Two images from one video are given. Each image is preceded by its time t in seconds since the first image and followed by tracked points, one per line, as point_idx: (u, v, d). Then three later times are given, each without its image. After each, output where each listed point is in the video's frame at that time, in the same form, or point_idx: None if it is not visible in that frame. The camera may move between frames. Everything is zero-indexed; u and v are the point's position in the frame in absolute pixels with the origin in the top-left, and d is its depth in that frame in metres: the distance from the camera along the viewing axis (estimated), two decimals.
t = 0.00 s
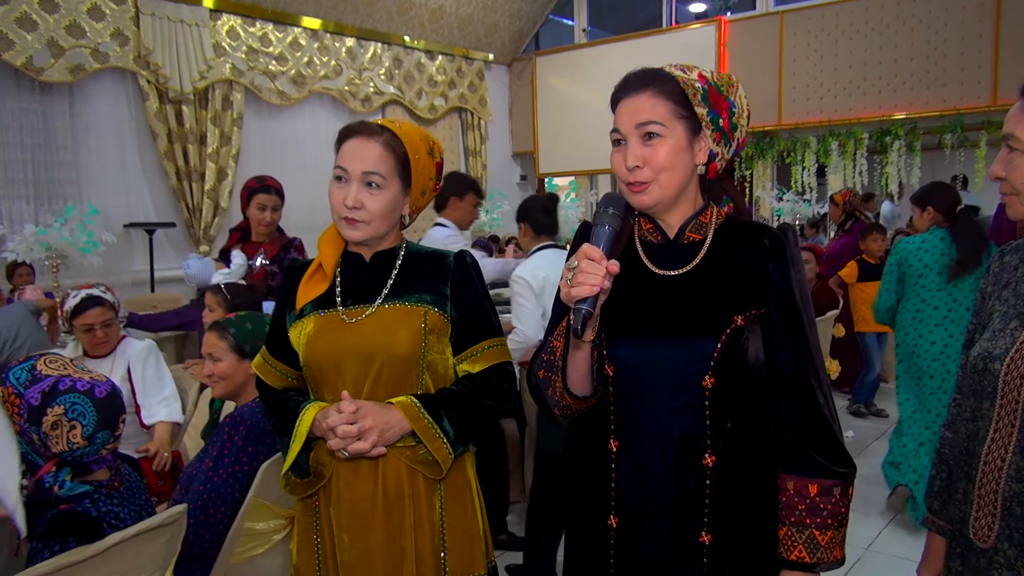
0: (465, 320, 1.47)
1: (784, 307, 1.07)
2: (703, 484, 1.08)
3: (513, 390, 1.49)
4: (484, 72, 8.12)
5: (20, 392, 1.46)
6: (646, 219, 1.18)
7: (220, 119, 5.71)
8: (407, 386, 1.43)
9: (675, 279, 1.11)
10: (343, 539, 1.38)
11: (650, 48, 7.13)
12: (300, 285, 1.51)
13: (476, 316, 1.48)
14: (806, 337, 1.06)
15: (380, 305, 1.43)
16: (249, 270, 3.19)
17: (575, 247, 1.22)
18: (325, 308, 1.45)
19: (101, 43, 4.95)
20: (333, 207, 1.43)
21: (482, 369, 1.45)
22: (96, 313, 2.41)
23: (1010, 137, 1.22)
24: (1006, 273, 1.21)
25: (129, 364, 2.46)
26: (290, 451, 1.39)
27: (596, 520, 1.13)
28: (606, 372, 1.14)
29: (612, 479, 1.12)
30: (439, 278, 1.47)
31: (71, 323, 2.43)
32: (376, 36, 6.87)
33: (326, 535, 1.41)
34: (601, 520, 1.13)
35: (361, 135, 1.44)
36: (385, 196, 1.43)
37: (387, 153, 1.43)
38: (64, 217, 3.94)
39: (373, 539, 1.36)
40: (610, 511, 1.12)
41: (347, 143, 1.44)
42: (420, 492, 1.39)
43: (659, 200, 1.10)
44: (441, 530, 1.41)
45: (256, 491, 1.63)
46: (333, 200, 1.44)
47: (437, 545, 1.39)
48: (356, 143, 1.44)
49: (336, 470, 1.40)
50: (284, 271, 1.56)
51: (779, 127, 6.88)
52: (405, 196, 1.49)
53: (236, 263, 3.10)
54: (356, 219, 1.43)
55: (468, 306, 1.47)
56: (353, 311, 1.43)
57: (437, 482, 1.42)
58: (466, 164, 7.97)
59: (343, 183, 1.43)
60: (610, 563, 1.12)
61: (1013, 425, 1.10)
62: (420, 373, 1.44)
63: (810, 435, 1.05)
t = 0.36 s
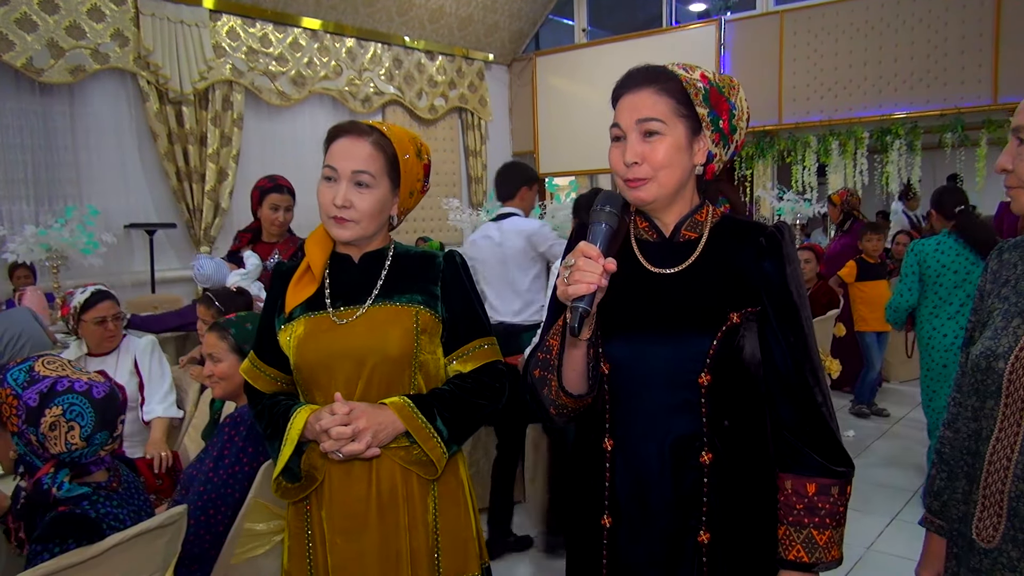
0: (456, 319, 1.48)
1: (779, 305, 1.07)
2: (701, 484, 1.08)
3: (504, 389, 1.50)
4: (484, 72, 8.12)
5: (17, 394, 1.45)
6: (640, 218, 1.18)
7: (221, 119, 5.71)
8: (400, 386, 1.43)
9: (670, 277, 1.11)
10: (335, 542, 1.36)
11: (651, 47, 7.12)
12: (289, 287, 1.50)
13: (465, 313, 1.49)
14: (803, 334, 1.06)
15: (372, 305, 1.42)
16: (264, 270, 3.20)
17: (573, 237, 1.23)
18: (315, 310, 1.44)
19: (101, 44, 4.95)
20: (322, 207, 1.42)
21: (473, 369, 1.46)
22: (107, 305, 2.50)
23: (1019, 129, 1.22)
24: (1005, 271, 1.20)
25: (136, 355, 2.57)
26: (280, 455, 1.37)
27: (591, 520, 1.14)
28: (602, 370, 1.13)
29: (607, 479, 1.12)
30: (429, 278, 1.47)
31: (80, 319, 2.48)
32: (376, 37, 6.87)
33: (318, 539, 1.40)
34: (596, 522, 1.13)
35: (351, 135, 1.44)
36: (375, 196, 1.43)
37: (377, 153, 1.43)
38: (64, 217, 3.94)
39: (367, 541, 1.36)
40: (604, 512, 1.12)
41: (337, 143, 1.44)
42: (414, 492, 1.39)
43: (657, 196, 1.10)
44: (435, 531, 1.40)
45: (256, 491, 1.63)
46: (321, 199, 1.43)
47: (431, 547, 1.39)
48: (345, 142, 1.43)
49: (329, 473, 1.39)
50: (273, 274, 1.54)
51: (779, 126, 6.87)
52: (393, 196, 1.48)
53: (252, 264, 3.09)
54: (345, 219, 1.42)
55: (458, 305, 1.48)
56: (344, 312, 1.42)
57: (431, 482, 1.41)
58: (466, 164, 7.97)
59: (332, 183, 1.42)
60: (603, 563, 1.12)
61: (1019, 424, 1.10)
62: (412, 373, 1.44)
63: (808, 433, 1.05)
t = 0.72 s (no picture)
0: (450, 318, 1.42)
1: (787, 300, 1.07)
2: (714, 484, 1.07)
3: (501, 387, 1.44)
4: (488, 71, 8.12)
5: (22, 395, 1.46)
6: (645, 215, 1.17)
7: (225, 120, 5.72)
8: (396, 386, 1.36)
9: (678, 275, 1.10)
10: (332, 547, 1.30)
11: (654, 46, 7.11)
12: (281, 291, 1.43)
13: (459, 309, 1.42)
14: (810, 330, 1.06)
15: (366, 305, 1.36)
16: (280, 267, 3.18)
17: (572, 249, 1.19)
18: (307, 312, 1.38)
19: (105, 46, 4.96)
20: (315, 208, 1.37)
21: (471, 366, 1.40)
22: (120, 305, 2.54)
23: None
24: (1015, 266, 1.18)
25: (149, 354, 2.60)
26: (276, 459, 1.30)
27: (604, 523, 1.12)
28: (614, 374, 1.12)
29: (620, 481, 1.10)
30: (423, 276, 1.41)
31: (95, 319, 2.52)
32: (379, 37, 6.87)
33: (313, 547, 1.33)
34: (608, 525, 1.11)
35: (344, 135, 1.38)
36: (369, 197, 1.37)
37: (371, 153, 1.37)
38: (69, 220, 3.95)
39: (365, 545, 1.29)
40: (618, 514, 1.10)
41: (330, 144, 1.38)
42: (412, 493, 1.33)
43: (664, 191, 1.09)
44: (433, 534, 1.34)
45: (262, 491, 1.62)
46: (314, 200, 1.37)
47: (429, 549, 1.33)
48: (339, 143, 1.38)
49: (325, 476, 1.32)
50: (265, 276, 1.48)
51: (784, 124, 6.85)
52: (387, 198, 1.43)
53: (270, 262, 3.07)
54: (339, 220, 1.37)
55: (453, 302, 1.42)
56: (338, 312, 1.36)
57: (428, 481, 1.35)
58: (469, 164, 7.98)
59: (325, 184, 1.37)
60: (620, 567, 1.10)
61: None
62: (409, 373, 1.37)
63: (817, 429, 1.05)
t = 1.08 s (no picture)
0: (445, 318, 1.39)
1: (799, 301, 1.08)
2: (728, 488, 1.07)
3: (496, 386, 1.42)
4: (490, 71, 8.11)
5: (23, 395, 1.46)
6: (653, 215, 1.17)
7: (228, 120, 5.73)
8: (390, 387, 1.35)
9: (687, 278, 1.10)
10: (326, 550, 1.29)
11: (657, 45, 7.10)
12: (274, 290, 1.42)
13: (455, 309, 1.40)
14: (821, 332, 1.08)
15: (359, 306, 1.34)
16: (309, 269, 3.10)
17: (577, 248, 1.18)
18: (301, 311, 1.36)
19: (108, 46, 4.97)
20: (310, 206, 1.35)
21: (466, 367, 1.38)
22: (124, 302, 2.54)
23: None
24: None
25: (155, 351, 2.61)
26: (269, 461, 1.29)
27: (619, 528, 1.11)
28: (625, 378, 1.11)
29: (633, 485, 1.10)
30: (416, 276, 1.39)
31: (98, 316, 2.53)
32: (381, 37, 6.87)
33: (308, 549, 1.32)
34: (621, 530, 1.11)
35: (341, 134, 1.38)
36: (365, 195, 1.36)
37: (368, 153, 1.37)
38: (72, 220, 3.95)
39: (359, 548, 1.28)
40: (633, 519, 1.10)
41: (327, 142, 1.37)
42: (406, 494, 1.32)
43: (671, 189, 1.09)
44: (427, 536, 1.33)
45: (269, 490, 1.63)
46: (309, 198, 1.36)
47: (423, 551, 1.31)
48: (336, 142, 1.37)
49: (318, 477, 1.31)
50: (257, 276, 1.47)
51: (787, 123, 6.83)
52: (382, 198, 1.42)
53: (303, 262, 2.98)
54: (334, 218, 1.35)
55: (449, 303, 1.40)
56: (331, 313, 1.34)
57: (422, 484, 1.34)
58: (472, 163, 7.98)
59: (321, 181, 1.36)
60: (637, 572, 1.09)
61: None
62: (404, 373, 1.36)
63: (827, 432, 1.06)
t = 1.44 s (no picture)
0: (439, 319, 1.40)
1: (813, 302, 1.08)
2: (739, 492, 1.07)
3: (490, 386, 1.43)
4: (494, 69, 8.11)
5: (27, 392, 1.45)
6: (663, 215, 1.17)
7: (231, 118, 5.73)
8: (385, 386, 1.34)
9: (699, 279, 1.10)
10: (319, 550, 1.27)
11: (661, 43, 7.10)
12: (267, 289, 1.41)
13: (448, 308, 1.41)
14: (835, 334, 1.07)
15: (353, 304, 1.34)
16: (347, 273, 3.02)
17: (587, 248, 1.19)
18: (294, 310, 1.36)
19: (112, 44, 4.97)
20: (304, 205, 1.34)
21: (460, 366, 1.39)
22: (125, 299, 2.54)
23: None
24: None
25: (156, 346, 2.61)
26: (261, 461, 1.29)
27: (626, 531, 1.11)
28: (636, 381, 1.12)
29: (642, 488, 1.10)
30: (411, 275, 1.39)
31: (100, 312, 2.53)
32: (385, 34, 6.87)
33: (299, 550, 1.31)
34: (630, 533, 1.11)
35: (336, 132, 1.37)
36: (360, 194, 1.35)
37: (363, 151, 1.36)
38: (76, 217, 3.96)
39: (351, 550, 1.26)
40: (640, 522, 1.10)
41: (321, 141, 1.37)
42: (399, 493, 1.31)
43: (683, 191, 1.09)
44: (420, 536, 1.32)
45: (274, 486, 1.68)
46: (305, 197, 1.35)
47: (416, 551, 1.31)
48: (331, 140, 1.37)
49: (309, 477, 1.30)
50: (249, 276, 1.46)
51: (792, 122, 6.81)
52: (378, 196, 1.42)
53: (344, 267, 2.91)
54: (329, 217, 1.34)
55: (443, 301, 1.41)
56: (324, 311, 1.33)
57: (417, 485, 1.33)
58: (475, 162, 7.98)
59: (317, 180, 1.35)
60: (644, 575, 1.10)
61: None
62: (398, 372, 1.35)
63: (840, 434, 1.07)
